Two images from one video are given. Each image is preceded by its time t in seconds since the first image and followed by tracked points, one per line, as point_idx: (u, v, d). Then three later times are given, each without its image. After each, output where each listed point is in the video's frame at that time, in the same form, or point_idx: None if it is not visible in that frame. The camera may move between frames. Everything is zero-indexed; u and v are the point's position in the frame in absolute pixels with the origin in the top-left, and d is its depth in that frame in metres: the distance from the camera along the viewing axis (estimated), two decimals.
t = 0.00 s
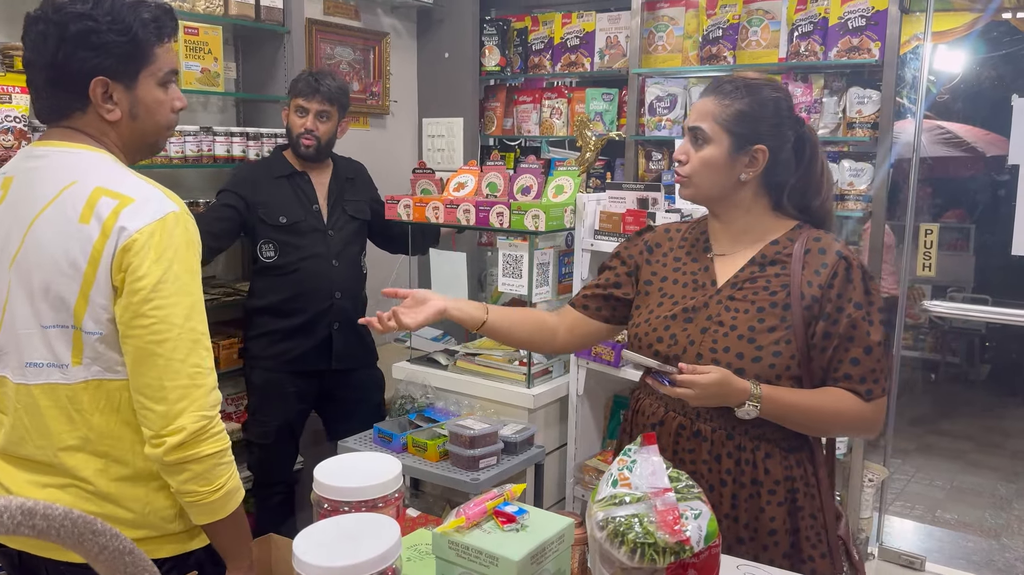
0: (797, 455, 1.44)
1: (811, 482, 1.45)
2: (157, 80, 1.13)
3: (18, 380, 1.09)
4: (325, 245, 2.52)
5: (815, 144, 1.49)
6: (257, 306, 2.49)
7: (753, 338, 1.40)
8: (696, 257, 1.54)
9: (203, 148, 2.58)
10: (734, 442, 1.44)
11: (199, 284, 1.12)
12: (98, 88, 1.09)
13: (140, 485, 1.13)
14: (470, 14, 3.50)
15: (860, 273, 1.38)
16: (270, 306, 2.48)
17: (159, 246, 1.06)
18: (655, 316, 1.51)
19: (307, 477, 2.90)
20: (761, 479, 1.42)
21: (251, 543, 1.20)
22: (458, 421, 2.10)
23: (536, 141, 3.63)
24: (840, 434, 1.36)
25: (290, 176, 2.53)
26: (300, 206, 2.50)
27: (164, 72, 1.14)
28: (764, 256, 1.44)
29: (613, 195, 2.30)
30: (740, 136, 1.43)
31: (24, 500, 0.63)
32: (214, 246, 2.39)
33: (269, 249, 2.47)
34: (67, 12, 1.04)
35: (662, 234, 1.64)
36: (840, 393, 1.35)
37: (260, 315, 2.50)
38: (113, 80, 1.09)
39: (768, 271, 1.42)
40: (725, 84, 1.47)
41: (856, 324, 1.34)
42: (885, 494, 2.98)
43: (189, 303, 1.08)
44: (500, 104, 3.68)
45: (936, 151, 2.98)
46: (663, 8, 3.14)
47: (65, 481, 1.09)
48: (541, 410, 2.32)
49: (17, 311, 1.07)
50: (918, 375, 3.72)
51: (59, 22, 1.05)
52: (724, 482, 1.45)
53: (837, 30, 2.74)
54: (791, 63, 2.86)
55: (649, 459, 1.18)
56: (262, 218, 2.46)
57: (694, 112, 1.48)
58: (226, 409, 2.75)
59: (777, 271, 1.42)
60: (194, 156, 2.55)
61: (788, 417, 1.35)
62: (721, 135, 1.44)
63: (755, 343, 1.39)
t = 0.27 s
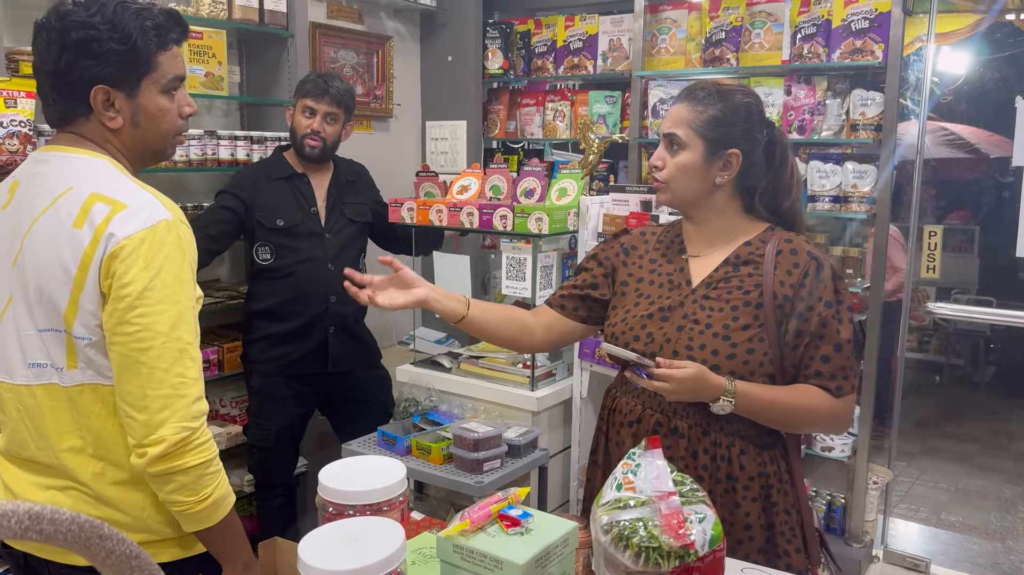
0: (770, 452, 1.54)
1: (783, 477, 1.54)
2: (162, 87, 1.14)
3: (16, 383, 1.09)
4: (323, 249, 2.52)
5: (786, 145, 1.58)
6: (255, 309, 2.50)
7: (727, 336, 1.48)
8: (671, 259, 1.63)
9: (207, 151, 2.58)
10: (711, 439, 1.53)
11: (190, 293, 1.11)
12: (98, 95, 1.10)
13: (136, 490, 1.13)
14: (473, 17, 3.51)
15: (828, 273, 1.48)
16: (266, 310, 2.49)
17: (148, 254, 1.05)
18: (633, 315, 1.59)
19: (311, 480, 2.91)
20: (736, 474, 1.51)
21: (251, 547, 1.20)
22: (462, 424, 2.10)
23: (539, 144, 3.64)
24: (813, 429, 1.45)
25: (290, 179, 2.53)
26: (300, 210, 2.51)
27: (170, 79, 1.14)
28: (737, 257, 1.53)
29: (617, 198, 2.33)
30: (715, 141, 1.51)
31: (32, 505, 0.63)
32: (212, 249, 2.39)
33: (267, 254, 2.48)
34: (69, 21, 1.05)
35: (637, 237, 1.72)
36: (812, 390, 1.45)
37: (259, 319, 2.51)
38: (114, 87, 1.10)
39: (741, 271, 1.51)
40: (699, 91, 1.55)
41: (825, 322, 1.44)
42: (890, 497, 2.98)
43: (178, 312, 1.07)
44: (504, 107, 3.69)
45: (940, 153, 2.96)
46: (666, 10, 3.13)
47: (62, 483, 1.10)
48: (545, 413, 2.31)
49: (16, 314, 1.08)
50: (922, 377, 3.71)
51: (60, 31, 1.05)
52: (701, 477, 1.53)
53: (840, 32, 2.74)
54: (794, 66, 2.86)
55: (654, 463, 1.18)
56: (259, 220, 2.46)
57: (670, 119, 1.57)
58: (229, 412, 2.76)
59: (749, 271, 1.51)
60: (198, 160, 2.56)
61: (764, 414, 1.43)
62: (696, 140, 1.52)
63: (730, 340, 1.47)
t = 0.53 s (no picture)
0: (760, 450, 1.53)
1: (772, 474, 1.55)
2: (179, 92, 1.14)
3: (33, 384, 1.10)
4: (325, 253, 2.53)
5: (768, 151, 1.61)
6: (258, 313, 2.50)
7: (718, 335, 1.48)
8: (663, 261, 1.62)
9: (213, 155, 2.59)
10: (702, 436, 1.52)
11: (205, 297, 1.11)
12: (115, 102, 1.10)
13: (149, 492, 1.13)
14: (477, 21, 3.52)
15: (812, 274, 1.49)
16: (270, 313, 2.49)
17: (163, 257, 1.05)
18: (624, 315, 1.59)
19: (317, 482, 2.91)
20: (728, 472, 1.51)
21: (262, 546, 1.19)
22: (467, 426, 2.10)
23: (543, 146, 3.64)
24: (802, 426, 1.46)
25: (291, 183, 2.54)
26: (301, 214, 2.51)
27: (185, 84, 1.15)
28: (728, 258, 1.53)
29: (622, 200, 2.34)
30: (720, 149, 1.52)
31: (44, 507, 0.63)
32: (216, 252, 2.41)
33: (269, 257, 2.48)
34: (85, 28, 1.06)
35: (629, 238, 1.72)
36: (801, 388, 1.46)
37: (261, 322, 2.51)
38: (130, 94, 1.10)
39: (732, 272, 1.52)
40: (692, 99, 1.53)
41: (813, 323, 1.45)
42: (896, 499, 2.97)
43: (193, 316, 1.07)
44: (508, 110, 3.68)
45: (945, 155, 2.93)
46: (670, 12, 3.13)
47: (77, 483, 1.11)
48: (551, 415, 2.31)
49: (32, 316, 1.09)
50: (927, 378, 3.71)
51: (77, 38, 1.06)
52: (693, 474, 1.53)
53: (845, 34, 2.75)
54: (798, 67, 2.87)
55: (662, 465, 1.17)
56: (262, 225, 2.47)
57: (665, 129, 1.54)
58: (235, 414, 2.77)
59: (739, 272, 1.51)
60: (204, 163, 2.57)
61: (752, 411, 1.43)
62: (700, 149, 1.51)
63: (721, 340, 1.48)
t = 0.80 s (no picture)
0: (767, 449, 1.54)
1: (778, 473, 1.55)
2: (193, 96, 1.15)
3: (51, 386, 1.11)
4: (332, 262, 2.53)
5: (764, 152, 1.62)
6: (265, 317, 2.51)
7: (729, 335, 1.49)
8: (668, 263, 1.61)
9: (220, 158, 2.59)
10: (711, 436, 1.52)
11: (220, 300, 1.10)
12: (132, 108, 1.11)
13: (166, 492, 1.14)
14: (482, 23, 3.53)
15: (819, 272, 1.51)
16: (277, 319, 2.49)
17: (176, 258, 1.04)
18: (632, 319, 1.58)
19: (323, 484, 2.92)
20: (737, 471, 1.51)
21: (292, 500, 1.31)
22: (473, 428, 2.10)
23: (547, 147, 3.65)
24: (810, 424, 1.47)
25: (296, 193, 2.54)
26: (307, 224, 2.52)
27: (199, 87, 1.15)
28: (734, 259, 1.54)
29: (627, 202, 2.34)
30: (724, 152, 1.52)
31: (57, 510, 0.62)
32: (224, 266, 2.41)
33: (275, 267, 2.48)
34: (97, 35, 1.06)
35: (632, 241, 1.72)
36: (809, 386, 1.46)
37: (269, 326, 2.51)
38: (145, 100, 1.11)
39: (739, 273, 1.52)
40: (694, 103, 1.53)
41: (821, 321, 1.47)
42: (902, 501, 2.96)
43: (206, 316, 1.06)
44: (513, 112, 3.70)
45: (951, 155, 2.92)
46: (675, 14, 3.13)
47: (94, 484, 1.11)
48: (556, 417, 2.31)
49: (50, 318, 1.10)
50: (933, 380, 3.71)
51: (90, 45, 1.07)
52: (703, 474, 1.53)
53: (850, 35, 2.75)
54: (804, 69, 2.87)
55: (670, 467, 1.17)
56: (268, 236, 2.47)
57: (671, 133, 1.53)
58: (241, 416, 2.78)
59: (746, 273, 1.52)
60: (211, 167, 2.57)
61: (763, 408, 1.43)
62: (705, 153, 1.51)
63: (732, 340, 1.48)
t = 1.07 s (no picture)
0: (792, 449, 1.54)
1: (805, 472, 1.55)
2: (199, 88, 1.15)
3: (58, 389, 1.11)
4: (338, 265, 2.53)
5: (782, 149, 1.59)
6: (271, 318, 2.51)
7: (753, 338, 1.49)
8: (682, 263, 1.61)
9: (224, 160, 2.60)
10: (738, 439, 1.52)
11: (225, 302, 1.09)
12: (139, 103, 1.11)
13: (172, 492, 1.14)
14: (486, 24, 3.54)
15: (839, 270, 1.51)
16: (283, 320, 2.50)
17: (179, 262, 1.04)
18: (651, 322, 1.57)
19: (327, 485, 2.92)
20: (763, 472, 1.51)
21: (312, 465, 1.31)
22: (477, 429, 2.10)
23: (551, 148, 3.65)
24: (835, 422, 1.48)
25: (301, 198, 2.54)
26: (312, 227, 2.52)
27: (203, 78, 1.15)
28: (753, 260, 1.54)
29: (631, 203, 2.33)
30: (727, 149, 1.51)
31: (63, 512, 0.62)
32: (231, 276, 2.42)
33: (284, 272, 2.49)
34: (101, 33, 1.06)
35: (644, 241, 1.71)
36: (834, 384, 1.47)
37: (274, 328, 2.53)
38: (151, 94, 1.11)
39: (758, 274, 1.52)
40: (704, 98, 1.52)
41: (843, 320, 1.48)
42: (908, 502, 2.95)
43: (211, 318, 1.06)
44: (516, 113, 3.70)
45: (956, 155, 2.93)
46: (678, 15, 3.13)
47: (102, 484, 1.12)
48: (560, 418, 2.31)
49: (57, 321, 1.10)
50: (938, 381, 3.70)
51: (95, 44, 1.07)
52: (731, 477, 1.53)
53: (854, 35, 2.74)
54: (808, 69, 2.86)
55: (675, 469, 1.18)
56: (275, 242, 2.47)
57: (676, 129, 1.54)
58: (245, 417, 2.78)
59: (765, 273, 1.52)
60: (215, 168, 2.58)
61: (793, 410, 1.44)
62: (709, 149, 1.51)
63: (756, 342, 1.48)
